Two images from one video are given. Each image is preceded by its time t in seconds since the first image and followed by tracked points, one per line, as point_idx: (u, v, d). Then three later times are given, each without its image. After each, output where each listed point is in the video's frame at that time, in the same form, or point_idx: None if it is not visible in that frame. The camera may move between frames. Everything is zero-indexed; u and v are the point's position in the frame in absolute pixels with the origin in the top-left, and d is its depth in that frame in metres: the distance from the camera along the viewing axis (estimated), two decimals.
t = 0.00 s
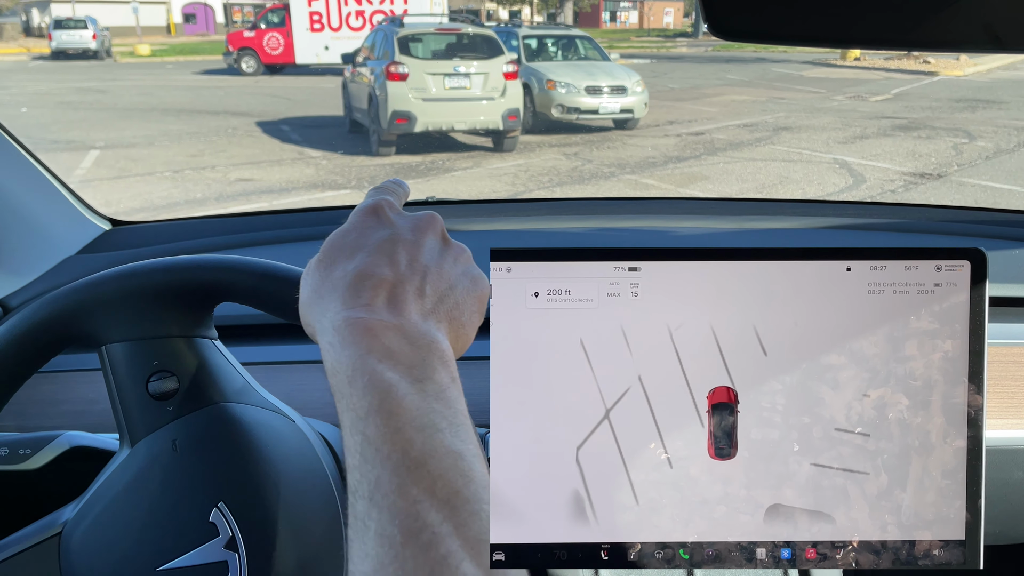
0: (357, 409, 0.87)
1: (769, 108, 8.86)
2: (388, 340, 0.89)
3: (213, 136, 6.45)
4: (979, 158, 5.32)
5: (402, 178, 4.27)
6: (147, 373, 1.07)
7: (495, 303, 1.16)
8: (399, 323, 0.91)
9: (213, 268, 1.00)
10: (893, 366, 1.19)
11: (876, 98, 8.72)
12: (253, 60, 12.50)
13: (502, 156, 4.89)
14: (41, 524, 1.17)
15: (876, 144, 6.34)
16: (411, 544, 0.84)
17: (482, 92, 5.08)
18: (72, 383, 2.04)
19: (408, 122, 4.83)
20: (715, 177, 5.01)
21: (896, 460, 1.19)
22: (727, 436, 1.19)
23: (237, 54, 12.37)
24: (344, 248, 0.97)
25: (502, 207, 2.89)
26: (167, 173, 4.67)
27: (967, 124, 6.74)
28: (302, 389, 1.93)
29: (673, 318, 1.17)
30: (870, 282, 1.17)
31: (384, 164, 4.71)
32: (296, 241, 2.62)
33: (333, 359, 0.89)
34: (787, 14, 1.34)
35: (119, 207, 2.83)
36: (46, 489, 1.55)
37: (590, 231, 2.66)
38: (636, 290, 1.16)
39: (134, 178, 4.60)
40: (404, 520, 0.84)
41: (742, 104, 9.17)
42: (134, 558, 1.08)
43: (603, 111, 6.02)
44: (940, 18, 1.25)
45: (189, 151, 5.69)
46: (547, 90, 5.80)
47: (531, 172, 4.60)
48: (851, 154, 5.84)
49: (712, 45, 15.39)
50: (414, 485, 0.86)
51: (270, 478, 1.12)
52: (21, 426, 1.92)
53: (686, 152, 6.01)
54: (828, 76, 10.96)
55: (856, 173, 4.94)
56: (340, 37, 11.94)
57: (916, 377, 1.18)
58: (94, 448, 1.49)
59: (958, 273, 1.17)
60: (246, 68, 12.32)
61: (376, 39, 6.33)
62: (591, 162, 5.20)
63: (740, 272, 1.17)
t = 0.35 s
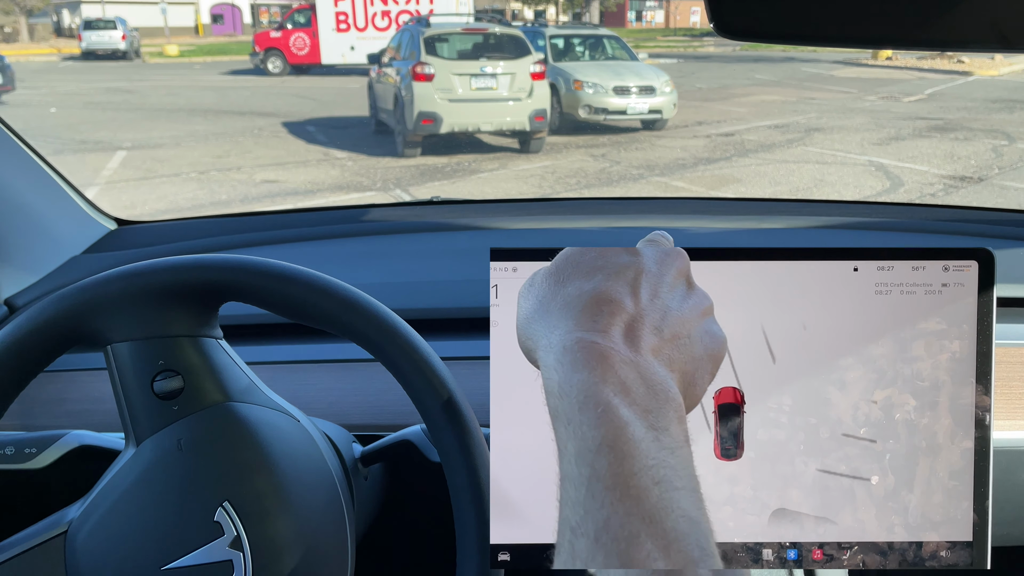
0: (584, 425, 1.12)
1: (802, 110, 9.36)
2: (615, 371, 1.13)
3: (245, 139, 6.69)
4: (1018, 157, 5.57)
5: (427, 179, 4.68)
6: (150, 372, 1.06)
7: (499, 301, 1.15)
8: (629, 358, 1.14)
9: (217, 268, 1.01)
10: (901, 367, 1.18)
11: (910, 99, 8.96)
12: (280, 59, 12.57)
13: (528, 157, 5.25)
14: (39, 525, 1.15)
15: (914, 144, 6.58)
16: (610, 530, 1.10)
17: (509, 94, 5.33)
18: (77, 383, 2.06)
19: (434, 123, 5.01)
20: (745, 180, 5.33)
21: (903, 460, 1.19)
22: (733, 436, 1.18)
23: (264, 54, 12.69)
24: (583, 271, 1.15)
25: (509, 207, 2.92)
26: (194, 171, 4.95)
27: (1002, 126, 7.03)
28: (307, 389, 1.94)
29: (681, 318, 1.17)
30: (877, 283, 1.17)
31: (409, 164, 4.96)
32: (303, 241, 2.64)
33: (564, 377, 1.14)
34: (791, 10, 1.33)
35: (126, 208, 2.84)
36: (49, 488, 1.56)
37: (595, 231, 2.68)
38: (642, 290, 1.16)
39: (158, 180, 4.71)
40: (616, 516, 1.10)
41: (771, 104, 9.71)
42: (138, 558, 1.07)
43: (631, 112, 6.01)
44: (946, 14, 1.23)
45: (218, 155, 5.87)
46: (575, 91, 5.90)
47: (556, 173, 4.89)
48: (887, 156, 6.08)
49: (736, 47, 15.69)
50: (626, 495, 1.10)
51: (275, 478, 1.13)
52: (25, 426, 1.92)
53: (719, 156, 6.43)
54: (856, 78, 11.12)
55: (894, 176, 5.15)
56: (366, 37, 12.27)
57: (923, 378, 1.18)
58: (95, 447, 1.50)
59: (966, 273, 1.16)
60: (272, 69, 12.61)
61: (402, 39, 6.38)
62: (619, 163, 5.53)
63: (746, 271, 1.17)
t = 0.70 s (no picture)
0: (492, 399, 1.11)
1: (824, 110, 9.39)
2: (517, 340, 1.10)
3: (265, 140, 6.74)
4: None
5: (448, 180, 4.72)
6: (155, 371, 1.07)
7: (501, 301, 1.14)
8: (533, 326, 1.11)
9: (224, 269, 1.01)
10: (907, 368, 1.17)
11: (936, 98, 8.93)
12: (300, 61, 12.92)
13: (548, 159, 5.18)
14: (47, 524, 1.16)
15: (942, 145, 6.56)
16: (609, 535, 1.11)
17: (529, 95, 5.31)
18: (82, 382, 2.07)
19: (453, 124, 5.05)
20: (772, 181, 5.33)
21: (910, 461, 1.18)
22: (738, 436, 1.17)
23: (284, 55, 12.83)
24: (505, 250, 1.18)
25: (518, 207, 2.92)
26: (213, 172, 4.98)
27: None
28: (312, 388, 1.94)
29: (689, 319, 1.17)
30: (884, 283, 1.16)
31: (429, 166, 4.99)
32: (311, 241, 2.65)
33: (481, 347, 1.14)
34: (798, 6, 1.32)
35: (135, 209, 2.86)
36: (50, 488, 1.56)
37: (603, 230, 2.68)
38: (647, 290, 1.15)
39: (177, 180, 4.76)
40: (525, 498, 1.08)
41: (794, 104, 9.81)
42: (142, 557, 1.08)
43: (652, 112, 5.96)
44: (953, 14, 1.22)
45: (238, 156, 5.92)
46: (596, 91, 5.84)
47: (577, 174, 4.94)
48: (914, 158, 6.05)
49: (756, 46, 15.73)
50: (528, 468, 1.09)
51: (279, 478, 1.12)
52: (30, 425, 1.94)
53: (743, 156, 6.51)
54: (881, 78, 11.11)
55: (923, 180, 5.08)
56: (386, 37, 12.36)
57: (930, 378, 1.17)
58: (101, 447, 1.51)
59: (973, 273, 1.15)
60: (292, 69, 12.75)
61: (422, 38, 6.39)
62: (642, 164, 5.60)
63: (750, 271, 1.16)
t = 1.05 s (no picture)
0: (124, 467, 0.61)
1: (842, 110, 9.36)
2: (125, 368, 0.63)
3: (281, 141, 6.78)
4: None
5: (461, 182, 4.62)
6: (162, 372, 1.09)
7: (506, 301, 1.14)
8: (154, 336, 0.65)
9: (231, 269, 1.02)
10: (914, 367, 1.17)
11: (955, 98, 8.88)
12: (315, 61, 13.08)
13: (563, 160, 5.24)
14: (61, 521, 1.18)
15: (961, 145, 6.52)
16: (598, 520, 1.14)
17: (545, 95, 5.40)
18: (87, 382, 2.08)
19: (468, 125, 5.03)
20: (789, 182, 5.30)
21: (916, 462, 1.17)
22: (742, 436, 1.17)
23: (299, 56, 12.90)
24: (68, 268, 0.70)
25: (527, 207, 2.92)
26: (228, 173, 5.00)
27: None
28: (317, 388, 1.95)
29: (696, 320, 1.16)
30: (890, 282, 1.16)
31: (444, 167, 4.98)
32: (318, 241, 2.67)
33: (82, 409, 0.64)
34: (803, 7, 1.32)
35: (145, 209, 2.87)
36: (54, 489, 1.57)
37: (610, 231, 2.68)
38: (653, 290, 1.15)
39: (192, 181, 4.79)
40: None
41: (810, 104, 9.78)
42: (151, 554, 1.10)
43: (667, 113, 5.89)
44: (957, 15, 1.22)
45: (253, 157, 5.95)
46: (610, 92, 5.84)
47: (593, 175, 4.91)
48: (935, 159, 5.97)
49: (770, 47, 15.75)
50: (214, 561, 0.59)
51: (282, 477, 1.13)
52: (35, 424, 1.96)
53: (760, 156, 6.49)
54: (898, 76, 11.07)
55: (942, 180, 5.03)
56: (400, 38, 12.79)
57: (936, 378, 1.17)
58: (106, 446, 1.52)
59: (979, 273, 1.15)
60: (307, 70, 12.81)
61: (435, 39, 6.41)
62: (656, 167, 5.61)
63: (754, 271, 1.16)
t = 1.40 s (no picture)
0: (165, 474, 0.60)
1: (853, 111, 9.33)
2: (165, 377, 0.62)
3: (290, 142, 6.79)
4: None
5: (471, 182, 4.61)
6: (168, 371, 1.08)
7: (512, 301, 1.15)
8: (195, 344, 0.63)
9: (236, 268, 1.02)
10: (919, 367, 1.17)
11: (968, 98, 8.82)
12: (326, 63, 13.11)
13: (573, 160, 5.20)
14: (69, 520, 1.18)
15: (973, 146, 6.48)
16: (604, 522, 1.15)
17: (557, 96, 5.44)
18: (93, 381, 2.10)
19: (479, 125, 5.07)
20: (799, 183, 5.28)
21: (921, 461, 1.17)
22: (747, 436, 1.17)
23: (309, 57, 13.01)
24: (110, 272, 0.68)
25: (533, 207, 2.93)
26: (238, 174, 5.03)
27: None
28: (321, 387, 1.97)
29: (702, 320, 1.16)
30: (896, 282, 1.16)
31: (453, 168, 4.98)
32: (323, 241, 2.68)
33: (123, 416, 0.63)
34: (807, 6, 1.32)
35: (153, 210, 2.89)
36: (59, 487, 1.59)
37: (615, 231, 2.69)
38: (658, 289, 1.15)
39: (203, 182, 4.82)
40: None
41: (820, 105, 9.75)
42: (156, 554, 1.07)
43: (678, 113, 5.95)
44: (961, 15, 1.21)
45: (262, 157, 5.98)
46: (621, 92, 5.87)
47: (602, 177, 4.89)
48: (948, 160, 5.91)
49: (780, 48, 15.72)
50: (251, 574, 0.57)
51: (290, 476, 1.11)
52: (43, 424, 1.98)
53: (770, 157, 6.48)
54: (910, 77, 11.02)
55: (953, 180, 5.01)
56: (409, 39, 12.66)
57: (942, 379, 1.16)
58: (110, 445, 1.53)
59: (984, 273, 1.15)
60: (317, 71, 12.90)
61: (445, 40, 6.45)
62: (668, 167, 5.38)
63: (760, 271, 1.16)
